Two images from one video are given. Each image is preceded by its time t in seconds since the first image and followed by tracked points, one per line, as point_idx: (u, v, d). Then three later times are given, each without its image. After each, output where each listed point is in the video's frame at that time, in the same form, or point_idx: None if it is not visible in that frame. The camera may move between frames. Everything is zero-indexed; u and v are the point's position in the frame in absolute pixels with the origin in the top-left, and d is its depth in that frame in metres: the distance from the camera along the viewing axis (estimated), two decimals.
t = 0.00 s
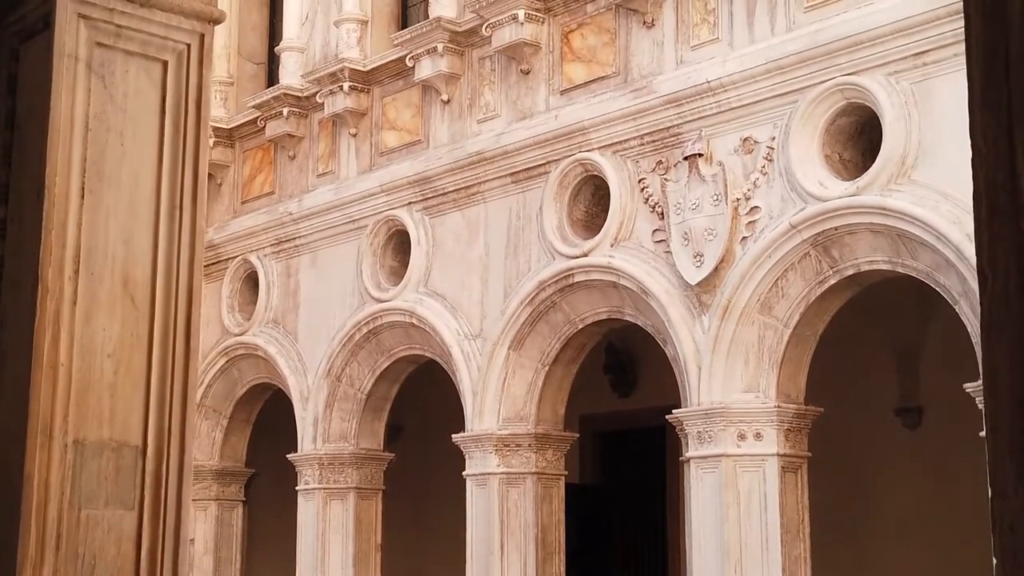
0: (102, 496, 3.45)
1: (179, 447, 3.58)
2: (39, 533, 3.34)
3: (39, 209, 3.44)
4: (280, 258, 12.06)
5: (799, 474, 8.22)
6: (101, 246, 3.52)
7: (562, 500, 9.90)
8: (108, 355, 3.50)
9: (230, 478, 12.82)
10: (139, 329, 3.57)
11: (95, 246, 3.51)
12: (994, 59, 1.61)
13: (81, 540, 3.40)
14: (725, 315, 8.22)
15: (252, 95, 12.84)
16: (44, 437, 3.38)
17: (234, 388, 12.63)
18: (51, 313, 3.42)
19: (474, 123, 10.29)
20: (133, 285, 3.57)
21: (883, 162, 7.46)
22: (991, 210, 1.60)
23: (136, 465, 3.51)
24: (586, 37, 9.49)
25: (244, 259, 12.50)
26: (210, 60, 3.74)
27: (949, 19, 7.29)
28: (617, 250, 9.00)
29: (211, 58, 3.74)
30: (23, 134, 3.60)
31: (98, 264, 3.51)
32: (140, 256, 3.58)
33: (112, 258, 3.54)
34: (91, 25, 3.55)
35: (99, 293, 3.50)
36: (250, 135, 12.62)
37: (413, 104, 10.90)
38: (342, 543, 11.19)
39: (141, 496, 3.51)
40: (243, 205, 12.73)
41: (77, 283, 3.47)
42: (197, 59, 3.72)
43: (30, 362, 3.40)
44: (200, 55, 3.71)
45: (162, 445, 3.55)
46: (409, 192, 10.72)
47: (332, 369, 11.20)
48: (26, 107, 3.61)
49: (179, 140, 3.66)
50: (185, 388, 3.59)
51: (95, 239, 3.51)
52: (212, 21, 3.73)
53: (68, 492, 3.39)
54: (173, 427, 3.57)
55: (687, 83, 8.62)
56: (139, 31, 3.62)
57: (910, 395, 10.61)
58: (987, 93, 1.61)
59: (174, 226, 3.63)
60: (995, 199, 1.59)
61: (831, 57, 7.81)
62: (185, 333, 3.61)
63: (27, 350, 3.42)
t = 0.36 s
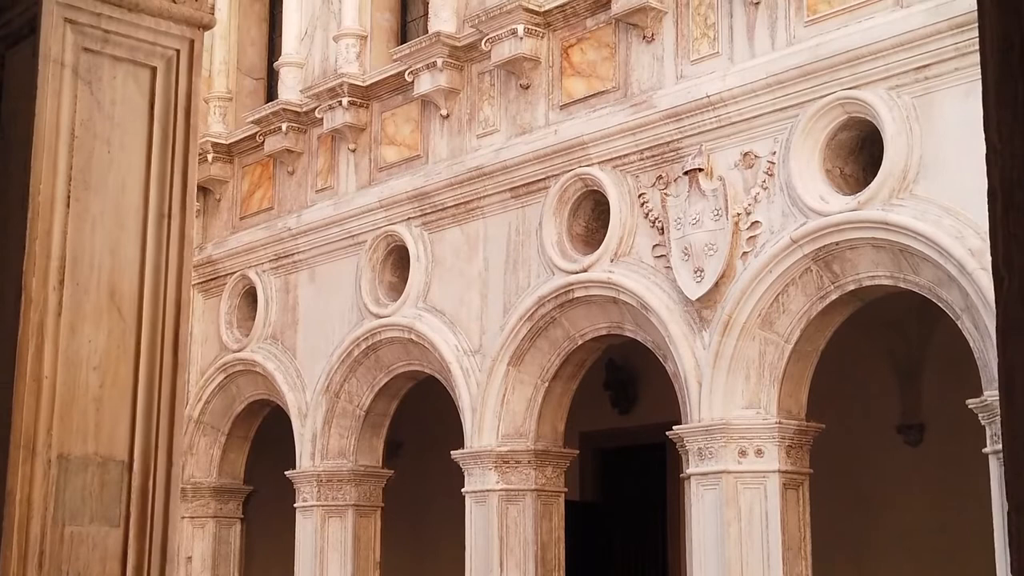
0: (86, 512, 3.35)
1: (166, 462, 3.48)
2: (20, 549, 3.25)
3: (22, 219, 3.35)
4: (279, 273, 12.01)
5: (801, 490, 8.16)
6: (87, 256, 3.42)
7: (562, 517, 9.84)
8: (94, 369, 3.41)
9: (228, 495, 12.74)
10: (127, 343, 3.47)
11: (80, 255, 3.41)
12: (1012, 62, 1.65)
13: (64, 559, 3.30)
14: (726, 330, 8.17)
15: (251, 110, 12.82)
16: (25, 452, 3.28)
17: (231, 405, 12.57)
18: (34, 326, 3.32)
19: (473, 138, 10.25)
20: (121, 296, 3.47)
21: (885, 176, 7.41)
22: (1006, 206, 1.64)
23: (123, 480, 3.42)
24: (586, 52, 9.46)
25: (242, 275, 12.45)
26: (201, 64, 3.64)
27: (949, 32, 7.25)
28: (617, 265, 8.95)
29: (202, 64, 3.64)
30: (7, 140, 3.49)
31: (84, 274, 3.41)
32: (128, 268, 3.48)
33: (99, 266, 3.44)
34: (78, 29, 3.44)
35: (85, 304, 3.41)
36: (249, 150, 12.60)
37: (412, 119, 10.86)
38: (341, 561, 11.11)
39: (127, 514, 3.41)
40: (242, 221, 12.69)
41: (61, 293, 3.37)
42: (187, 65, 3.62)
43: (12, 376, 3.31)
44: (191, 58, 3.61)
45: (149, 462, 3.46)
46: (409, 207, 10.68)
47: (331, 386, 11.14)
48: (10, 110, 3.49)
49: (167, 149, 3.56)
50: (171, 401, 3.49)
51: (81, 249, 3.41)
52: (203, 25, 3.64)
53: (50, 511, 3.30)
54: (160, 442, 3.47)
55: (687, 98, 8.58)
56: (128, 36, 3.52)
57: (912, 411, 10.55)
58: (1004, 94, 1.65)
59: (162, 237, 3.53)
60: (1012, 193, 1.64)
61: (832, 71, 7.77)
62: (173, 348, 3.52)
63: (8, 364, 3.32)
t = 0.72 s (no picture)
0: (69, 529, 3.52)
1: (151, 474, 3.64)
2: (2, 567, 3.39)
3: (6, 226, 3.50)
4: (277, 288, 11.97)
5: (802, 507, 8.10)
6: (72, 267, 3.59)
7: (561, 534, 9.78)
8: (79, 380, 3.58)
9: (226, 511, 12.68)
10: (111, 352, 3.64)
11: (65, 265, 3.58)
12: None
13: None
14: (726, 345, 8.11)
15: (250, 124, 12.79)
16: (9, 465, 3.44)
17: (229, 422, 12.51)
18: (18, 335, 3.48)
19: (472, 152, 10.22)
20: (105, 307, 3.64)
21: (886, 190, 7.37)
22: None
23: (107, 494, 3.58)
24: (586, 66, 9.42)
25: (240, 290, 12.40)
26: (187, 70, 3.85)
27: (950, 45, 7.20)
28: (617, 280, 8.90)
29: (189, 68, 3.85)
30: None
31: (68, 284, 3.58)
32: (113, 278, 3.66)
33: (84, 276, 3.61)
34: (64, 35, 3.63)
35: (69, 315, 3.57)
36: (247, 165, 12.57)
37: (411, 133, 10.83)
38: None
39: (111, 531, 3.57)
40: (240, 236, 12.65)
41: (46, 303, 3.54)
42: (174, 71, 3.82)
43: None
44: (178, 63, 3.82)
45: (135, 470, 3.62)
46: (408, 222, 10.63)
47: (329, 402, 11.08)
48: None
49: (154, 158, 3.75)
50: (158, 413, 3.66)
51: (65, 259, 3.58)
52: (190, 32, 3.85)
53: (33, 527, 3.46)
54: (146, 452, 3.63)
55: (687, 111, 8.54)
56: (115, 42, 3.72)
57: (913, 428, 10.47)
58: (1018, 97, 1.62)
59: (149, 244, 3.72)
60: None
61: (833, 85, 7.73)
62: (160, 353, 3.69)
63: None
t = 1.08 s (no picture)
0: (54, 547, 3.72)
1: (139, 486, 3.88)
2: None
3: None
4: (276, 304, 11.93)
5: (804, 524, 8.04)
6: (59, 276, 3.84)
7: (561, 551, 9.71)
8: (65, 395, 3.80)
9: (224, 528, 12.61)
10: (99, 361, 3.88)
11: (52, 276, 3.83)
12: None
13: None
14: (727, 361, 8.06)
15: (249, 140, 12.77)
16: None
17: (228, 438, 12.45)
18: (5, 346, 3.73)
19: (471, 167, 10.19)
20: (93, 318, 3.88)
21: (887, 205, 7.33)
22: None
23: (94, 508, 3.80)
24: (586, 80, 9.39)
25: (239, 306, 12.36)
26: (176, 76, 4.10)
27: (952, 59, 7.17)
28: (617, 295, 8.85)
29: (179, 73, 4.11)
30: None
31: (56, 296, 3.82)
32: (101, 290, 3.90)
33: (71, 289, 3.85)
34: (51, 41, 3.90)
35: (56, 326, 3.81)
36: (246, 180, 12.55)
37: (411, 149, 10.80)
38: None
39: (98, 551, 3.79)
40: (239, 252, 12.62)
41: (33, 314, 3.78)
42: (164, 76, 4.07)
43: None
44: (168, 70, 4.08)
45: (123, 476, 3.85)
46: (408, 238, 10.58)
47: (328, 419, 11.02)
48: None
49: (143, 169, 4.01)
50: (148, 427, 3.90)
51: (52, 270, 3.83)
52: (180, 39, 4.11)
53: (20, 543, 3.67)
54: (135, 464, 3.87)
55: (687, 126, 8.50)
56: (100, 49, 3.97)
57: (915, 445, 10.41)
58: None
59: (137, 256, 3.96)
60: None
61: (834, 99, 7.69)
62: (149, 359, 3.94)
63: None
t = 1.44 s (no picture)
0: (41, 561, 3.66)
1: (129, 496, 3.84)
2: None
3: None
4: (275, 320, 11.88)
5: (806, 541, 7.97)
6: (48, 287, 3.80)
7: (562, 569, 9.64)
8: (54, 405, 3.75)
9: (222, 545, 12.53)
10: (89, 371, 3.83)
11: (41, 286, 3.79)
12: None
13: None
14: (729, 377, 8.01)
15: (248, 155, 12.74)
16: None
17: (226, 455, 12.38)
18: None
19: (471, 183, 10.16)
20: (82, 328, 3.84)
21: (889, 220, 7.29)
22: None
23: (82, 523, 3.76)
24: (586, 95, 9.36)
25: (237, 322, 12.31)
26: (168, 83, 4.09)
27: (954, 73, 7.12)
28: (618, 310, 8.80)
29: (170, 78, 4.10)
30: None
31: (45, 304, 3.78)
32: (91, 299, 3.87)
33: (59, 298, 3.81)
34: (42, 48, 3.88)
35: (44, 336, 3.76)
36: (245, 196, 12.52)
37: (410, 164, 10.76)
38: None
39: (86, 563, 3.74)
40: (239, 268, 12.58)
41: (21, 324, 3.74)
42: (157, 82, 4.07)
43: None
44: (161, 77, 4.07)
45: (113, 486, 3.82)
46: (408, 253, 10.53)
47: (327, 435, 10.96)
48: None
49: (134, 175, 3.98)
50: (139, 436, 3.87)
51: (42, 280, 3.79)
52: (174, 43, 4.11)
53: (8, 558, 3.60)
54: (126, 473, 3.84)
55: (688, 141, 8.47)
56: (90, 53, 3.95)
57: (917, 462, 10.35)
58: None
59: (129, 262, 3.94)
60: None
61: (835, 113, 7.65)
62: (140, 363, 3.91)
63: None
